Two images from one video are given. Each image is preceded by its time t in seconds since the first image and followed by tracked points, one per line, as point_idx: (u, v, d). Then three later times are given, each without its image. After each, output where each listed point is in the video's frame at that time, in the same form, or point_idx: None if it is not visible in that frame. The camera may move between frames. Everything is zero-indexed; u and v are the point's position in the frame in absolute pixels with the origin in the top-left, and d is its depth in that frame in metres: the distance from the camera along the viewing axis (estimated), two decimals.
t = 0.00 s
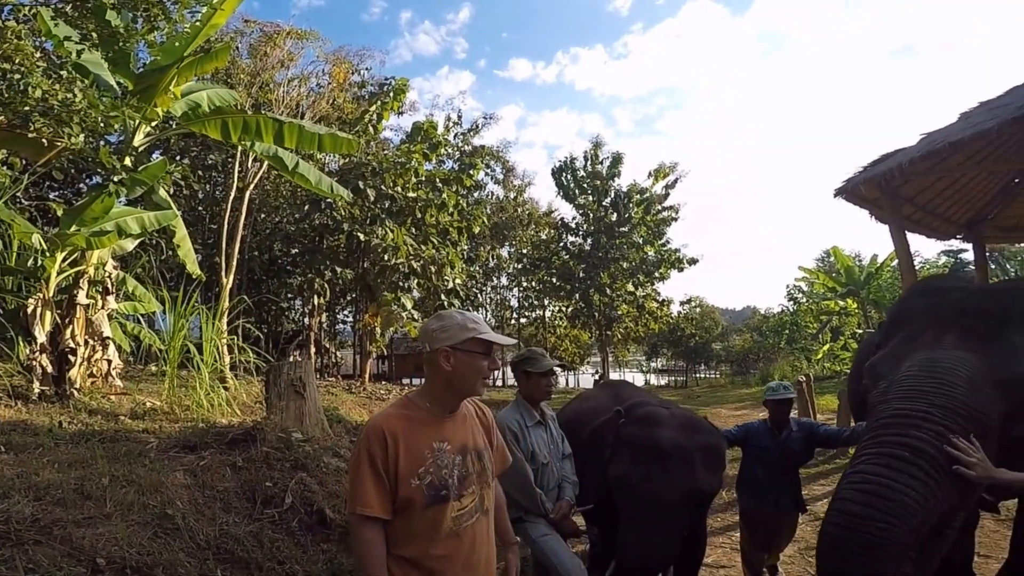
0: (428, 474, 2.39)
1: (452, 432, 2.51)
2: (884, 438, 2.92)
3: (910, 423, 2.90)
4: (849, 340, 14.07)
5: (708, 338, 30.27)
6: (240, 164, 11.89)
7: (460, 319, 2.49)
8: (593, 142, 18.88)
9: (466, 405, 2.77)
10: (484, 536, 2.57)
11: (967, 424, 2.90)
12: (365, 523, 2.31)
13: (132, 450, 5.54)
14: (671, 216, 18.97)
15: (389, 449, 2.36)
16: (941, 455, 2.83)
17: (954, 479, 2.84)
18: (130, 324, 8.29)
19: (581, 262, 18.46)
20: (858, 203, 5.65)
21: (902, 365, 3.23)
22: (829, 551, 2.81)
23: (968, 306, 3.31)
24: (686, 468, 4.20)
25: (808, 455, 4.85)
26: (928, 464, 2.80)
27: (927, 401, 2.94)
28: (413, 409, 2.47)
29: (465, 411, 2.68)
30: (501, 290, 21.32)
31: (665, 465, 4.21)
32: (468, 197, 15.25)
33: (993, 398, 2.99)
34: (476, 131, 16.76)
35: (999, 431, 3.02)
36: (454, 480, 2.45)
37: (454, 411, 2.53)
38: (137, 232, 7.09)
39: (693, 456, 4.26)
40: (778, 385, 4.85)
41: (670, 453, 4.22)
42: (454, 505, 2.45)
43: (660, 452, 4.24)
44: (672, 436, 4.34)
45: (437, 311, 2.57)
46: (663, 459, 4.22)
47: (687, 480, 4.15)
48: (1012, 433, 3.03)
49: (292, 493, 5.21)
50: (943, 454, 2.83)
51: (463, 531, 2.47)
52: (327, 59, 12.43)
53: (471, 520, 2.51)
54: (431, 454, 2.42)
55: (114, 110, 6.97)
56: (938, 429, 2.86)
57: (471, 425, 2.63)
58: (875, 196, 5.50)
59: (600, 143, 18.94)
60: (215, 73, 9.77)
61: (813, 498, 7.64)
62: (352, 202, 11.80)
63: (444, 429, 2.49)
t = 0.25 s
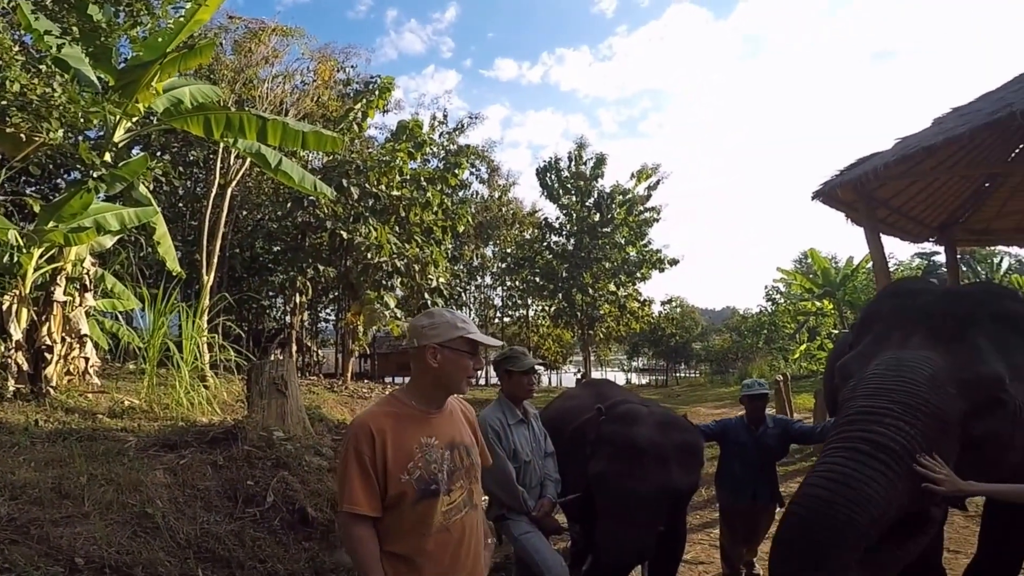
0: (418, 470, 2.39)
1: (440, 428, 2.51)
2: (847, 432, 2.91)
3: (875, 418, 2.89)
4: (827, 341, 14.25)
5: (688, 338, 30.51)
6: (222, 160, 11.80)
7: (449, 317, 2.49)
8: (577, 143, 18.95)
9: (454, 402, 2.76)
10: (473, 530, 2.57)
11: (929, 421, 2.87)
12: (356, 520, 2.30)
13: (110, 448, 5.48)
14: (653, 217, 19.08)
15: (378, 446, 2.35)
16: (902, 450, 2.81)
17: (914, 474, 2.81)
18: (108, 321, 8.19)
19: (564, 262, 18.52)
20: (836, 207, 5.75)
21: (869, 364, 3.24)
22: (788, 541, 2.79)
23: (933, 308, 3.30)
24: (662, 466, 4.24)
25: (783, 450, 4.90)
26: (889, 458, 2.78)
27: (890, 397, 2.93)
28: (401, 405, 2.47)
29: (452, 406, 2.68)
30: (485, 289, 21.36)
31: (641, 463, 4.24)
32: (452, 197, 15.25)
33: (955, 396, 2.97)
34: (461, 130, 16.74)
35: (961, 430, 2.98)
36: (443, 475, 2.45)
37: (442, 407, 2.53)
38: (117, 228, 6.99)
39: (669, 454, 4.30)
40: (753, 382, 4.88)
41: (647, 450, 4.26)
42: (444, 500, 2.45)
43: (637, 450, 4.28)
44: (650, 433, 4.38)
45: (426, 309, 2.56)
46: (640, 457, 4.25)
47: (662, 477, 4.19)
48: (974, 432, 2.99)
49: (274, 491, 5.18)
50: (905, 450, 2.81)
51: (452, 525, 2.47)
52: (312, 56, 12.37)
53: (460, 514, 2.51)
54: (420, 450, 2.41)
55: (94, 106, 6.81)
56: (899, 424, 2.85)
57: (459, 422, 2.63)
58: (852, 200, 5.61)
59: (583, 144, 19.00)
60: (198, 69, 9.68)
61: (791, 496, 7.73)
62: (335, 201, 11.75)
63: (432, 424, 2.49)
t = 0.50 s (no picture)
0: (399, 468, 2.39)
1: (425, 427, 2.50)
2: (815, 429, 2.89)
3: (842, 415, 2.89)
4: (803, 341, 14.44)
5: (667, 337, 30.76)
6: (202, 157, 11.70)
7: (441, 321, 2.46)
8: (560, 143, 19.01)
9: (443, 401, 2.75)
10: (455, 528, 2.57)
11: (895, 419, 2.89)
12: (336, 515, 2.31)
13: (86, 447, 5.41)
14: (634, 218, 19.18)
15: (360, 442, 2.35)
16: (869, 446, 2.81)
17: (882, 468, 2.80)
18: (84, 318, 8.09)
19: (545, 262, 18.57)
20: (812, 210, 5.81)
21: (838, 364, 3.29)
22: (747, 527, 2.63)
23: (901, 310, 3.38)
24: (637, 464, 4.25)
25: (759, 445, 4.97)
26: (857, 453, 2.76)
27: (856, 396, 2.94)
28: (386, 403, 2.47)
29: (439, 404, 2.67)
30: (467, 288, 21.38)
31: (617, 462, 4.26)
32: (434, 195, 15.24)
33: (920, 394, 3.01)
34: (445, 129, 16.72)
35: (926, 429, 3.02)
36: (425, 473, 2.45)
37: (427, 406, 2.52)
38: (93, 225, 6.92)
39: (645, 451, 4.32)
40: (729, 379, 4.93)
41: (623, 448, 4.28)
42: (425, 498, 2.45)
43: (613, 449, 4.30)
44: (627, 431, 4.40)
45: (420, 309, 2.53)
46: (616, 456, 4.27)
47: (638, 475, 4.21)
48: (939, 430, 3.04)
49: (253, 490, 5.14)
50: (871, 446, 2.80)
51: (434, 522, 2.47)
52: (295, 53, 12.30)
53: (442, 512, 2.51)
54: (402, 448, 2.41)
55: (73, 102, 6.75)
56: (866, 421, 2.85)
57: (445, 421, 2.62)
58: (827, 203, 5.68)
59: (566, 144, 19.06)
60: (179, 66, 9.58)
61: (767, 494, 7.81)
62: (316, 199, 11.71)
63: (416, 422, 2.48)
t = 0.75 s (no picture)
0: (369, 465, 2.39)
1: (400, 426, 2.49)
2: (789, 425, 3.24)
3: (812, 415, 3.23)
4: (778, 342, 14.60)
5: (644, 337, 30.94)
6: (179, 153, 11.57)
7: (419, 323, 2.44)
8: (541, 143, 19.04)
9: (425, 401, 2.74)
10: (429, 529, 2.55)
11: (861, 417, 3.23)
12: (304, 509, 2.32)
13: (59, 445, 5.34)
14: (613, 218, 19.25)
15: (331, 439, 2.36)
16: (836, 443, 3.14)
17: (848, 463, 3.15)
18: (56, 316, 7.95)
19: (525, 261, 18.58)
20: (786, 213, 6.00)
21: (808, 366, 3.61)
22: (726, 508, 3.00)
23: (867, 315, 3.75)
24: (610, 459, 4.27)
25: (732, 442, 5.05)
26: (825, 451, 3.10)
27: (826, 397, 3.28)
28: (361, 400, 2.48)
29: (419, 404, 2.65)
30: (447, 287, 21.37)
31: (590, 458, 4.27)
32: (415, 194, 15.19)
33: (885, 391, 3.38)
34: (427, 128, 16.68)
35: (892, 427, 3.37)
36: (397, 472, 2.44)
37: (403, 405, 2.51)
38: (66, 220, 6.81)
39: (617, 449, 4.32)
40: (705, 378, 4.98)
41: (596, 445, 4.29)
42: (397, 496, 2.44)
43: (586, 444, 4.31)
44: (600, 429, 4.42)
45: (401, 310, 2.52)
46: (589, 451, 4.29)
47: (609, 472, 4.22)
48: (904, 428, 3.39)
49: (231, 489, 5.10)
50: (839, 443, 3.14)
51: (405, 521, 2.46)
52: (276, 50, 12.21)
53: (415, 511, 2.50)
54: (374, 445, 2.41)
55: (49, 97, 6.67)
56: (834, 421, 3.19)
57: (424, 421, 2.61)
58: (801, 206, 5.86)
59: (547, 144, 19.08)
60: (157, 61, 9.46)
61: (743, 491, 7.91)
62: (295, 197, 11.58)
63: (391, 421, 2.48)
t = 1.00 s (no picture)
0: (333, 464, 2.37)
1: (366, 426, 2.49)
2: (755, 420, 3.35)
3: (777, 410, 3.34)
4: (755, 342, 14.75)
5: (622, 336, 31.10)
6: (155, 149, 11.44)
7: (393, 324, 2.42)
8: (523, 143, 19.05)
9: (393, 401, 2.74)
10: (394, 529, 2.56)
11: (823, 413, 3.34)
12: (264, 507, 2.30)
13: (30, 445, 5.25)
14: (592, 219, 19.29)
15: (295, 437, 2.35)
16: (800, 436, 3.24)
17: (811, 456, 3.24)
18: (26, 314, 7.81)
19: (506, 260, 18.60)
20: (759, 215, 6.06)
21: (776, 364, 3.72)
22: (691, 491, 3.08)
23: (830, 316, 3.91)
24: (583, 458, 4.28)
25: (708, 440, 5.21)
26: (788, 442, 3.21)
27: (791, 393, 3.40)
28: (328, 398, 2.46)
29: (387, 403, 2.65)
30: (427, 286, 21.35)
31: (564, 457, 4.28)
32: (397, 192, 15.14)
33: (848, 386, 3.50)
34: (408, 127, 16.65)
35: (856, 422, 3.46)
36: (362, 472, 2.44)
37: (370, 405, 2.51)
38: (38, 216, 6.70)
39: (591, 447, 4.34)
40: (683, 380, 5.13)
41: (570, 444, 4.31)
42: (361, 496, 2.44)
43: (560, 444, 4.33)
44: (574, 427, 4.43)
45: (376, 309, 2.49)
46: (563, 450, 4.30)
47: (584, 469, 4.24)
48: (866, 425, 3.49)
49: (208, 489, 5.06)
50: (802, 435, 3.24)
51: (370, 521, 2.46)
52: (257, 46, 12.13)
53: (380, 511, 2.50)
54: (339, 446, 2.40)
55: (23, 90, 6.39)
56: (797, 415, 3.30)
57: (390, 421, 2.61)
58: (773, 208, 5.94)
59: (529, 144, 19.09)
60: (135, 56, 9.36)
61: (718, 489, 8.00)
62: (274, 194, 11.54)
63: (357, 421, 2.47)
